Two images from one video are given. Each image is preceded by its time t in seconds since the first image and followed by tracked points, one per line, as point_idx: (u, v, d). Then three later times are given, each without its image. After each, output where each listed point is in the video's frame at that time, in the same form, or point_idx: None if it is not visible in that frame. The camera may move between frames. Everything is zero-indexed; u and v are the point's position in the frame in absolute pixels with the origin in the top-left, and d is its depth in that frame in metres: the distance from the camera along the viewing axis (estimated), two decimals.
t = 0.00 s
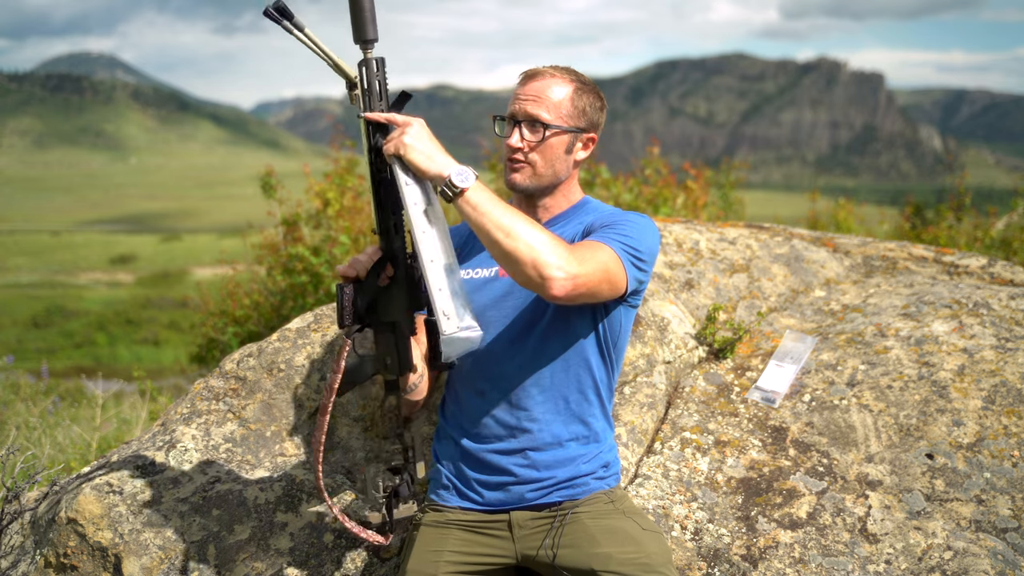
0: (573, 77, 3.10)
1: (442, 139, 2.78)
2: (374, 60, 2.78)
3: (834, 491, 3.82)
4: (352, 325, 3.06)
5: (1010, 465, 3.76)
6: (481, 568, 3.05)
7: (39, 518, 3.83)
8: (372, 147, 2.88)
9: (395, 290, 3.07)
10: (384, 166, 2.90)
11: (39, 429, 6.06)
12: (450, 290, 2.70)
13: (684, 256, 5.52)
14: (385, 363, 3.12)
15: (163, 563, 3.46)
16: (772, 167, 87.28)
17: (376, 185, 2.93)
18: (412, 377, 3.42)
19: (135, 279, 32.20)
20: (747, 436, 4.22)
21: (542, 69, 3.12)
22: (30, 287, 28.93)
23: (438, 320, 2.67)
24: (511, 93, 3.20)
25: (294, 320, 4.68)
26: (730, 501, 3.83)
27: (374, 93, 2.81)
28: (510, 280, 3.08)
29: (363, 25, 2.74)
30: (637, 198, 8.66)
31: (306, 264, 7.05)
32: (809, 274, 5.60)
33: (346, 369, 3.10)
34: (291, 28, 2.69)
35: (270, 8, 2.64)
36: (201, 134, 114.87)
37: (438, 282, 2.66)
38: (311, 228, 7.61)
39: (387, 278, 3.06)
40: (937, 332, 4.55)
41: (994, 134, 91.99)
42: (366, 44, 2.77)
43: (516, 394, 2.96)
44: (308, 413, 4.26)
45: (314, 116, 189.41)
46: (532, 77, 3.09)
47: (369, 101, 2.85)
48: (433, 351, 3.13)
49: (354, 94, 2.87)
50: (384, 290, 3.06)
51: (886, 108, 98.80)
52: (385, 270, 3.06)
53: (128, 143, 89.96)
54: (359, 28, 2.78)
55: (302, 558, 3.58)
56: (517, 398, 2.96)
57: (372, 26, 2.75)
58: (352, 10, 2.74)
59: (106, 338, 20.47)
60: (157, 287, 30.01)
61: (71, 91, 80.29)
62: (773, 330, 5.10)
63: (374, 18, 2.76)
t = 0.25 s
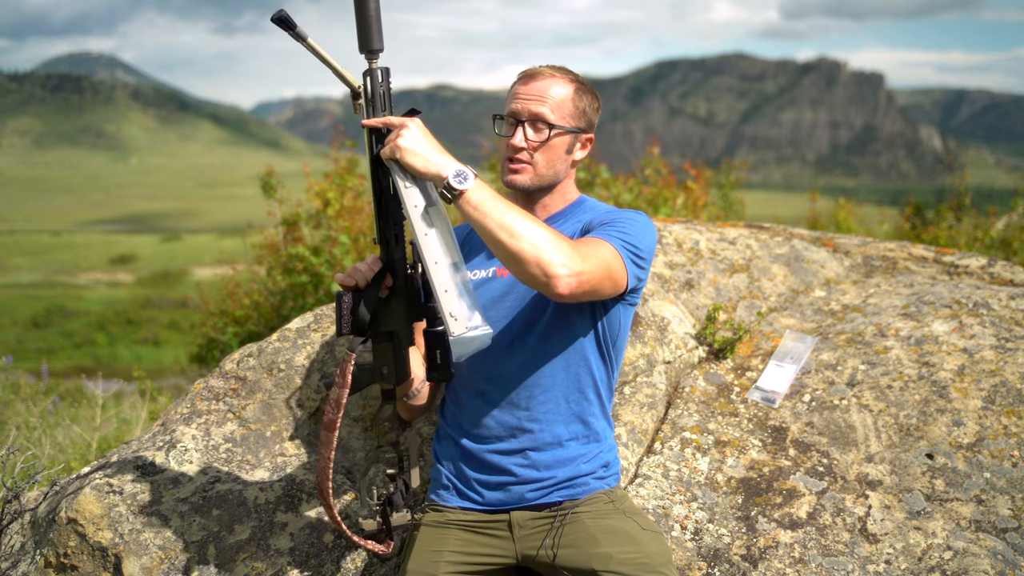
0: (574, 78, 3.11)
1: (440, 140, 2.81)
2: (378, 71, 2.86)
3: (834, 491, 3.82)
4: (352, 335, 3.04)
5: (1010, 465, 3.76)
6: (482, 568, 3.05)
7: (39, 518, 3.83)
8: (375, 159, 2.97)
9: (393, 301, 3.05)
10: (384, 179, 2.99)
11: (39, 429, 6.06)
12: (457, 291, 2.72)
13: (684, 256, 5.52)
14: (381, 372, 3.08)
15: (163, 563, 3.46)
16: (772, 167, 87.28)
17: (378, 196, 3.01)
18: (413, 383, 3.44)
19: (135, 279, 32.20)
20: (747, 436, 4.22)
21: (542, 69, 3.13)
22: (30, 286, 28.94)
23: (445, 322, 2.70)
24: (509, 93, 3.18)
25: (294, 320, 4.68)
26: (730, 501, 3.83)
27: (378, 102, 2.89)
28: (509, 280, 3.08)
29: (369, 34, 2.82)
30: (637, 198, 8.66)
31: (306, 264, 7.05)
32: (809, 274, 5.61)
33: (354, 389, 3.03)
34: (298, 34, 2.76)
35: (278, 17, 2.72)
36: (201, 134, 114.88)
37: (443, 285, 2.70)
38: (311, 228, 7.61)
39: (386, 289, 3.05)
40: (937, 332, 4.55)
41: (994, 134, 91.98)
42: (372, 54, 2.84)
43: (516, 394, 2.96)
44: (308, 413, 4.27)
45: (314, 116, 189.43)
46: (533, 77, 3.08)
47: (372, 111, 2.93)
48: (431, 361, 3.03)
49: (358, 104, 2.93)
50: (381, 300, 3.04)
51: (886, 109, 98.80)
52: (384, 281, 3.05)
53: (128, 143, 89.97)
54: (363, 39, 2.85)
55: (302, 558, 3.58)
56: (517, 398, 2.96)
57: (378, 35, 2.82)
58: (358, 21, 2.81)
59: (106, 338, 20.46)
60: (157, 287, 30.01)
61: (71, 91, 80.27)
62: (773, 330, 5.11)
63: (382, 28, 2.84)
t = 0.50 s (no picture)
0: (575, 78, 3.13)
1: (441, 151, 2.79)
2: (388, 77, 2.86)
3: (834, 491, 3.82)
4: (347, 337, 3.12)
5: (1010, 465, 3.76)
6: (482, 568, 3.05)
7: (39, 518, 3.84)
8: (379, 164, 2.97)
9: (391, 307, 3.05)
10: (386, 184, 2.97)
11: (39, 429, 6.06)
12: (455, 303, 2.70)
13: (684, 256, 5.52)
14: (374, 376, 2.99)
15: (163, 563, 3.46)
16: (772, 167, 87.29)
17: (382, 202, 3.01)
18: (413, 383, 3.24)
19: (134, 279, 32.20)
20: (747, 436, 4.22)
21: (540, 68, 3.09)
22: (30, 286, 28.95)
23: (444, 334, 2.68)
24: (508, 91, 3.12)
25: (295, 320, 4.68)
26: (730, 501, 3.83)
27: (386, 108, 2.89)
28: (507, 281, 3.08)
29: (379, 41, 2.82)
30: (637, 198, 8.65)
31: (306, 264, 7.06)
32: (809, 274, 5.61)
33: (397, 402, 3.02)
34: (307, 37, 2.79)
35: (290, 18, 2.75)
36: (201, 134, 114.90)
37: (442, 297, 2.69)
38: (311, 228, 7.61)
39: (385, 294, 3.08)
40: (937, 332, 4.55)
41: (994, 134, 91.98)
42: (381, 59, 2.85)
43: (516, 395, 2.96)
44: (308, 413, 4.27)
45: (314, 116, 189.45)
46: (539, 77, 3.05)
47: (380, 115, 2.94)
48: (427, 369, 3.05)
49: (366, 108, 2.96)
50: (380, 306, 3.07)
51: (886, 109, 98.80)
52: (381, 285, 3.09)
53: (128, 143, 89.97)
54: (374, 44, 2.85)
55: (302, 558, 3.57)
56: (517, 398, 2.96)
57: (388, 43, 2.82)
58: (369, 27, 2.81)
59: (106, 338, 20.47)
60: (157, 287, 30.01)
61: (71, 91, 80.28)
62: (773, 330, 5.11)
63: (392, 35, 2.83)
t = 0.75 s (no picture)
0: (576, 79, 3.13)
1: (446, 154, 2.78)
2: (387, 74, 2.86)
3: (834, 491, 3.82)
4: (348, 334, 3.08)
5: (1010, 465, 3.76)
6: (482, 568, 3.05)
7: (39, 518, 3.84)
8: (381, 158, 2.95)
9: (390, 302, 3.01)
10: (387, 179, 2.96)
11: (39, 429, 6.06)
12: (463, 308, 2.71)
13: (684, 256, 5.52)
14: (375, 373, 3.05)
15: (163, 563, 3.46)
16: (772, 167, 87.30)
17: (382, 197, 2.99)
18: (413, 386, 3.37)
19: (134, 279, 32.20)
20: (747, 436, 4.22)
21: (540, 69, 3.07)
22: (30, 286, 28.94)
23: (451, 340, 2.69)
24: (510, 93, 3.09)
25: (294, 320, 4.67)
26: (730, 501, 3.83)
27: (384, 105, 2.89)
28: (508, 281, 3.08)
29: (378, 38, 2.83)
30: (637, 198, 8.65)
31: (306, 264, 7.06)
32: (809, 274, 5.60)
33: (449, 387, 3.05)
34: (306, 35, 2.78)
35: (290, 14, 2.73)
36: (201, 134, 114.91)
37: (450, 303, 2.69)
38: (311, 228, 7.61)
39: (385, 290, 3.01)
40: (937, 332, 4.55)
41: (994, 134, 91.96)
42: (379, 57, 2.86)
43: (516, 395, 2.95)
44: (308, 413, 4.26)
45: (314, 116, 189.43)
46: (541, 79, 3.03)
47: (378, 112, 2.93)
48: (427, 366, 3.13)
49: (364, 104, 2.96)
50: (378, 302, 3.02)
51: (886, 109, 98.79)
52: (381, 283, 3.00)
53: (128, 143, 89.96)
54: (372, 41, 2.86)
55: (302, 558, 3.57)
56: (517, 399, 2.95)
57: (387, 40, 2.83)
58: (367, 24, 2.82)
59: (106, 338, 20.47)
60: (157, 287, 30.00)
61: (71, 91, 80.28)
62: (773, 330, 5.11)
63: (390, 31, 2.84)
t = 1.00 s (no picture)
0: (572, 79, 3.11)
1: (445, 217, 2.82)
2: (377, 68, 2.92)
3: (834, 491, 3.82)
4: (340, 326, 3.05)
5: (1010, 465, 3.76)
6: (482, 568, 3.05)
7: (38, 518, 3.84)
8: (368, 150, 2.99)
9: (382, 293, 3.01)
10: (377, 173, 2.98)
11: (39, 429, 6.06)
12: (520, 346, 2.67)
13: (684, 256, 5.52)
14: (369, 365, 3.04)
15: (163, 563, 3.46)
16: (772, 167, 87.32)
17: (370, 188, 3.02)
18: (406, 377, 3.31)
19: (134, 279, 32.21)
20: (747, 436, 4.22)
21: (536, 72, 3.05)
22: (30, 286, 28.94)
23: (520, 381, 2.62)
24: (506, 100, 3.08)
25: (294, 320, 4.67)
26: (730, 501, 3.83)
27: (375, 99, 2.94)
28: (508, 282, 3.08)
29: (368, 32, 2.88)
30: (637, 198, 8.65)
31: (306, 264, 7.06)
32: (809, 274, 5.60)
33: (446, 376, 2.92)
34: (298, 28, 2.81)
35: (281, 9, 2.77)
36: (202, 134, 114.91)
37: (504, 347, 2.65)
38: (311, 228, 7.61)
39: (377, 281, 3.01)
40: (937, 332, 4.55)
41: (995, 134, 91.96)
42: (370, 52, 2.91)
43: (517, 396, 2.95)
44: (308, 413, 4.27)
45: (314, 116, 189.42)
46: (537, 84, 3.02)
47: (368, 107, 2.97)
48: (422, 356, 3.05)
49: (356, 98, 2.99)
50: (370, 293, 3.02)
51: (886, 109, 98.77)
52: (373, 275, 2.97)
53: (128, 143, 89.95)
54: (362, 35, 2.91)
55: (302, 557, 3.57)
56: (517, 400, 2.95)
57: (376, 34, 2.89)
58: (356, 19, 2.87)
59: (106, 338, 20.47)
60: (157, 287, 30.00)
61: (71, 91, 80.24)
62: (773, 330, 5.11)
63: (379, 25, 2.90)
